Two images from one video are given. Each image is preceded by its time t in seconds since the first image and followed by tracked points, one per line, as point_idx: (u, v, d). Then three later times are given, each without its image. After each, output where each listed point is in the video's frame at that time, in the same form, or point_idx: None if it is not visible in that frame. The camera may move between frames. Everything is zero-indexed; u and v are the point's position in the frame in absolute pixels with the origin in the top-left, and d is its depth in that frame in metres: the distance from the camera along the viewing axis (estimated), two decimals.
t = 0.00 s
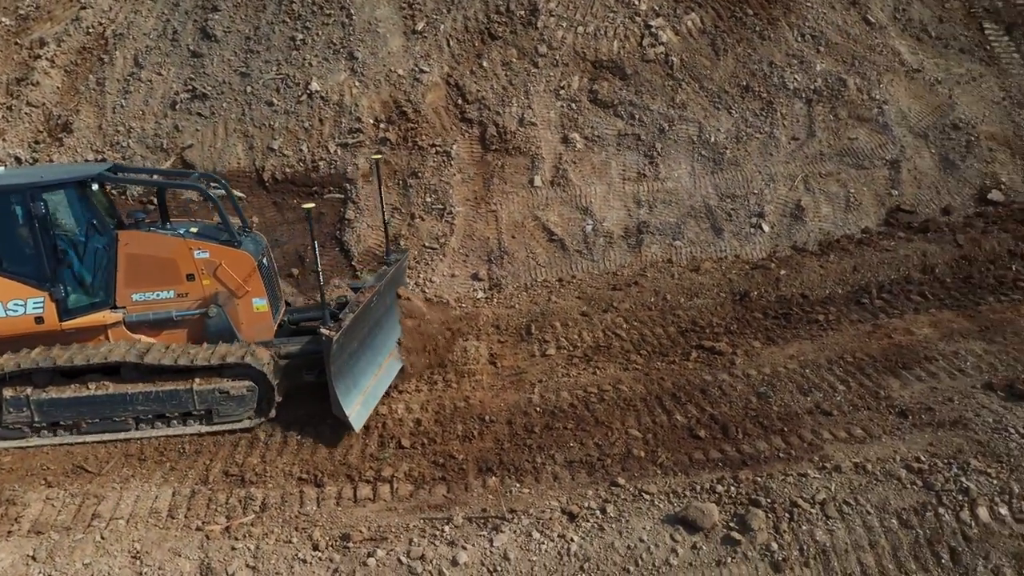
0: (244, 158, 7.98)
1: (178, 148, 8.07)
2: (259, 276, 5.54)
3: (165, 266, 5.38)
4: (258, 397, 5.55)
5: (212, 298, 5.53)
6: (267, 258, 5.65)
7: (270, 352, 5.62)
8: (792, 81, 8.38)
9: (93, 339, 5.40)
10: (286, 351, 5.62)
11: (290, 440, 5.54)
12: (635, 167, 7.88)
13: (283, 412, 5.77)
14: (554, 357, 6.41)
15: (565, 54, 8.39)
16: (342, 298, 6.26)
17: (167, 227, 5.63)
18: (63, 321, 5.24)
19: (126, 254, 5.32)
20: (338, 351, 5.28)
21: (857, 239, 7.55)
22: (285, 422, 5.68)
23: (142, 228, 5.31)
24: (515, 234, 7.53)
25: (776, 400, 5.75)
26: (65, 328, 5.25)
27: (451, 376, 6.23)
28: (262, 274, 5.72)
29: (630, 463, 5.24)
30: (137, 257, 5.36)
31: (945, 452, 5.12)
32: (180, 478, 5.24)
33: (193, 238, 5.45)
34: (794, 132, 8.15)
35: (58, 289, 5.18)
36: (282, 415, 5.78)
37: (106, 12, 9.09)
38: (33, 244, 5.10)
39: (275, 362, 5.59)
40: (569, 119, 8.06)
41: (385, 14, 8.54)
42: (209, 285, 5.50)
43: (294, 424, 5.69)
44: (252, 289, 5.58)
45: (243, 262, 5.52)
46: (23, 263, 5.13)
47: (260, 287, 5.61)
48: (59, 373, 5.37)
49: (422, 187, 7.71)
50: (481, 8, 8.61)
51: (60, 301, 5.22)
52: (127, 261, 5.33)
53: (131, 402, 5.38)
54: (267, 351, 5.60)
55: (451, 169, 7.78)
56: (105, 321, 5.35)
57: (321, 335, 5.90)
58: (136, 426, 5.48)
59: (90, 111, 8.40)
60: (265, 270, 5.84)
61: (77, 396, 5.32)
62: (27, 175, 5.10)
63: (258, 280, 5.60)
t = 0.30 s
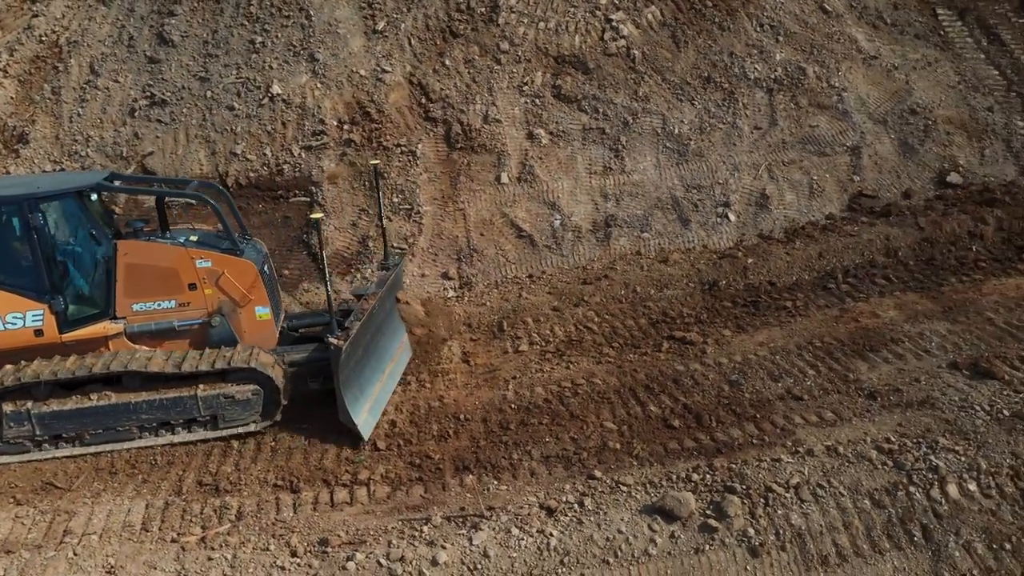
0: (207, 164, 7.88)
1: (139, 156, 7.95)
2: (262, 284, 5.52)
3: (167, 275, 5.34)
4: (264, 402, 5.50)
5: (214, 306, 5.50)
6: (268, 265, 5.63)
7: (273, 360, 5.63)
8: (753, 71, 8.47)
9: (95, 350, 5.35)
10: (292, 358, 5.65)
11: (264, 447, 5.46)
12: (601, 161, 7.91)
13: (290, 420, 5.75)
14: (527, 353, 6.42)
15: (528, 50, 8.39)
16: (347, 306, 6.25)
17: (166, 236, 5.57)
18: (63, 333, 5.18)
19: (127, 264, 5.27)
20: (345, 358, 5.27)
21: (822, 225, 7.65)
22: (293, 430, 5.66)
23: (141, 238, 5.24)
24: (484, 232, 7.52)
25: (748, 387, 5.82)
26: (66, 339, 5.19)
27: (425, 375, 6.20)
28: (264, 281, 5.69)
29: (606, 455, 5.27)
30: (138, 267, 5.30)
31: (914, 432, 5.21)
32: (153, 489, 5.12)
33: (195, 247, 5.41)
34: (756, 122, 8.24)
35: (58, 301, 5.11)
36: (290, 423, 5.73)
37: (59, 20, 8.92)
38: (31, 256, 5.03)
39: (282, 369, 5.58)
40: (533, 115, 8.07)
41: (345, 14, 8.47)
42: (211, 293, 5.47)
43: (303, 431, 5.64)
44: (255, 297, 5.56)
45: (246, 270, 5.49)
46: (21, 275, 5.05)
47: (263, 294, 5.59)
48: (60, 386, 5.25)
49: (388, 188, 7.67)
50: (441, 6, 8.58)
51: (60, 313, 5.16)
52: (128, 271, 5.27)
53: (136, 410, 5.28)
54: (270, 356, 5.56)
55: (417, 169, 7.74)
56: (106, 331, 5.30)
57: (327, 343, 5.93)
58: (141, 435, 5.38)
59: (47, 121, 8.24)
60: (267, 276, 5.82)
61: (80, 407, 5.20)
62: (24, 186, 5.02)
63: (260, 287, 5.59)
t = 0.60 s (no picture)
0: (174, 172, 7.80)
1: (103, 166, 7.84)
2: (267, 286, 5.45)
3: (170, 281, 5.25)
4: (273, 405, 5.44)
5: (220, 310, 5.41)
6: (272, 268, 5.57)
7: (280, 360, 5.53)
8: (718, 65, 8.54)
9: (100, 359, 5.24)
10: (298, 358, 5.57)
11: (242, 455, 5.39)
12: (572, 158, 7.94)
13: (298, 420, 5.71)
14: (504, 352, 6.42)
15: (495, 49, 8.39)
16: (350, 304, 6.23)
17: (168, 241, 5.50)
18: (67, 342, 5.08)
19: (130, 271, 5.18)
20: (354, 355, 5.27)
21: (791, 216, 7.74)
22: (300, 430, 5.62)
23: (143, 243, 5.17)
24: (457, 233, 7.51)
25: (723, 378, 5.88)
26: (70, 348, 5.09)
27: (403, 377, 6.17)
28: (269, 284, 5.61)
29: (585, 451, 5.29)
30: (141, 273, 5.21)
31: (887, 417, 5.28)
32: (129, 503, 5.03)
33: (198, 251, 5.34)
34: (724, 115, 8.31)
35: (61, 310, 5.02)
36: (299, 423, 5.70)
37: (17, 29, 8.76)
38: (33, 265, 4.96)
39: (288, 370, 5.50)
40: (502, 115, 8.07)
41: (309, 18, 8.42)
42: (216, 297, 5.39)
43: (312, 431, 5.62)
44: (261, 299, 5.48)
45: (251, 273, 5.41)
46: (24, 285, 4.97)
47: (268, 296, 5.51)
48: (67, 396, 5.14)
49: (359, 191, 7.63)
50: (407, 7, 8.55)
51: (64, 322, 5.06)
52: (131, 277, 5.18)
53: (145, 418, 5.20)
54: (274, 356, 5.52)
55: (387, 171, 7.71)
56: (111, 339, 5.20)
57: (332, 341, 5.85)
58: (151, 442, 5.31)
59: (7, 133, 8.09)
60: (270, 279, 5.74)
61: (88, 416, 5.11)
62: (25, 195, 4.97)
63: (266, 290, 5.51)
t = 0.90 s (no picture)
0: (143, 181, 7.70)
1: (70, 177, 7.72)
2: (272, 287, 5.41)
3: (175, 285, 5.18)
4: (284, 407, 5.43)
5: (226, 313, 5.36)
6: (276, 269, 5.52)
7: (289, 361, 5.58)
8: (687, 61, 8.60)
9: (106, 366, 5.18)
10: (305, 359, 5.62)
11: (221, 464, 5.31)
12: (544, 157, 7.96)
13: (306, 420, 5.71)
14: (483, 352, 6.41)
15: (464, 49, 8.39)
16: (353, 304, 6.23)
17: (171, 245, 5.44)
18: (73, 349, 5.02)
19: (134, 276, 5.10)
20: (364, 352, 5.29)
21: (763, 208, 7.81)
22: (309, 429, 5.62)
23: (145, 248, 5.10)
24: (431, 234, 7.49)
25: (701, 371, 5.93)
26: (76, 356, 5.04)
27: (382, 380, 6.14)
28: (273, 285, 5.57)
29: (566, 449, 5.31)
30: (145, 279, 5.14)
31: (863, 405, 5.35)
32: (107, 517, 4.93)
33: (202, 255, 5.28)
34: (694, 110, 8.37)
35: (66, 317, 4.97)
36: (311, 423, 5.70)
37: None
38: (36, 273, 4.90)
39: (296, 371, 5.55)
40: (473, 115, 8.07)
41: (276, 22, 8.36)
42: (221, 300, 5.34)
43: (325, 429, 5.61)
44: (266, 300, 5.44)
45: (256, 275, 5.37)
46: (28, 293, 4.92)
47: (273, 297, 5.47)
48: (74, 405, 5.08)
49: (332, 195, 7.59)
50: (374, 9, 8.51)
51: (70, 330, 5.00)
52: (135, 283, 5.11)
53: (154, 423, 5.16)
54: (276, 357, 5.46)
55: (360, 174, 7.67)
56: (116, 346, 5.14)
57: (338, 340, 5.91)
58: (161, 448, 5.26)
59: None
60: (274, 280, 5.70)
61: (97, 424, 5.06)
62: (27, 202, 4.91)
63: (271, 291, 5.48)
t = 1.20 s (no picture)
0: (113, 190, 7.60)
1: (38, 187, 7.60)
2: (280, 287, 5.43)
3: (184, 287, 5.19)
4: (295, 409, 5.44)
5: (235, 315, 5.37)
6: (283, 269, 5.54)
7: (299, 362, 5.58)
8: (658, 57, 8.66)
9: (115, 370, 5.18)
10: (315, 361, 5.64)
11: (201, 474, 5.24)
12: (519, 156, 7.97)
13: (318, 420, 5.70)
14: (463, 353, 6.40)
15: (435, 50, 8.37)
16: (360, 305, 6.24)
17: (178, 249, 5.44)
18: (82, 353, 5.00)
19: (142, 280, 5.09)
20: (376, 350, 5.30)
21: (737, 202, 7.88)
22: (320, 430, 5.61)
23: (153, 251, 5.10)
24: (408, 237, 7.48)
25: (680, 366, 5.97)
26: (85, 360, 5.02)
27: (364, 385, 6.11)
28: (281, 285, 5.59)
29: (549, 447, 5.32)
30: (154, 282, 5.14)
31: (841, 394, 5.41)
32: (86, 532, 4.83)
33: (210, 256, 5.29)
34: (666, 106, 8.43)
35: (74, 321, 4.95)
36: (326, 422, 5.71)
37: None
38: (45, 277, 4.89)
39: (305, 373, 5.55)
40: (447, 116, 8.06)
41: (245, 27, 8.30)
42: (230, 302, 5.35)
43: (339, 428, 5.64)
44: (274, 301, 5.45)
45: (263, 275, 5.38)
46: (37, 297, 4.90)
47: (282, 297, 5.49)
48: (85, 409, 5.07)
49: (306, 200, 7.55)
50: (344, 12, 8.47)
51: (79, 334, 4.99)
52: (143, 286, 5.11)
53: (166, 428, 5.14)
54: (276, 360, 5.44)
55: (333, 178, 7.64)
56: (126, 349, 5.13)
57: (346, 341, 5.94)
58: (171, 454, 5.24)
59: None
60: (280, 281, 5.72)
61: (109, 428, 5.04)
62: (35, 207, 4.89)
63: (280, 291, 5.50)
